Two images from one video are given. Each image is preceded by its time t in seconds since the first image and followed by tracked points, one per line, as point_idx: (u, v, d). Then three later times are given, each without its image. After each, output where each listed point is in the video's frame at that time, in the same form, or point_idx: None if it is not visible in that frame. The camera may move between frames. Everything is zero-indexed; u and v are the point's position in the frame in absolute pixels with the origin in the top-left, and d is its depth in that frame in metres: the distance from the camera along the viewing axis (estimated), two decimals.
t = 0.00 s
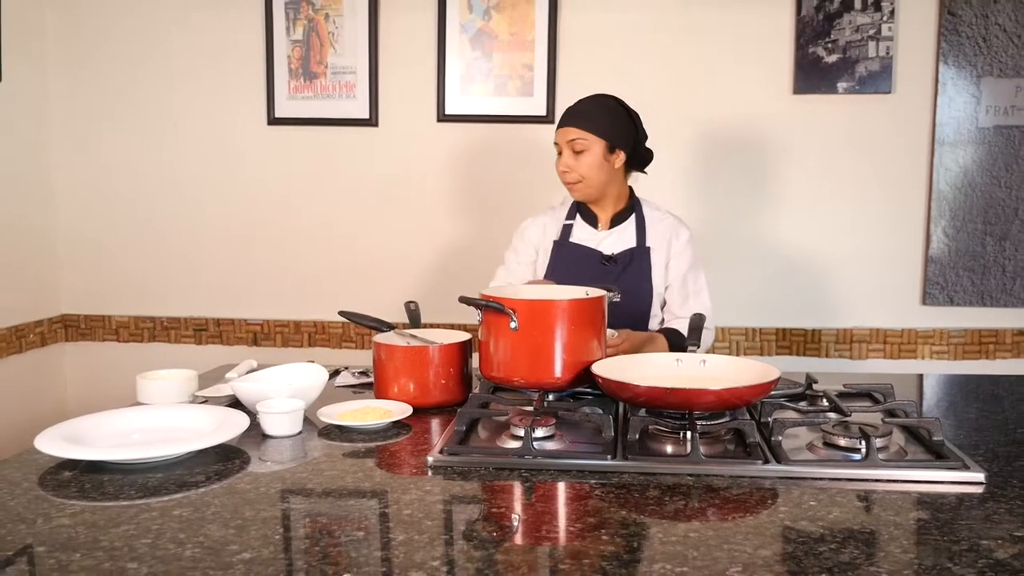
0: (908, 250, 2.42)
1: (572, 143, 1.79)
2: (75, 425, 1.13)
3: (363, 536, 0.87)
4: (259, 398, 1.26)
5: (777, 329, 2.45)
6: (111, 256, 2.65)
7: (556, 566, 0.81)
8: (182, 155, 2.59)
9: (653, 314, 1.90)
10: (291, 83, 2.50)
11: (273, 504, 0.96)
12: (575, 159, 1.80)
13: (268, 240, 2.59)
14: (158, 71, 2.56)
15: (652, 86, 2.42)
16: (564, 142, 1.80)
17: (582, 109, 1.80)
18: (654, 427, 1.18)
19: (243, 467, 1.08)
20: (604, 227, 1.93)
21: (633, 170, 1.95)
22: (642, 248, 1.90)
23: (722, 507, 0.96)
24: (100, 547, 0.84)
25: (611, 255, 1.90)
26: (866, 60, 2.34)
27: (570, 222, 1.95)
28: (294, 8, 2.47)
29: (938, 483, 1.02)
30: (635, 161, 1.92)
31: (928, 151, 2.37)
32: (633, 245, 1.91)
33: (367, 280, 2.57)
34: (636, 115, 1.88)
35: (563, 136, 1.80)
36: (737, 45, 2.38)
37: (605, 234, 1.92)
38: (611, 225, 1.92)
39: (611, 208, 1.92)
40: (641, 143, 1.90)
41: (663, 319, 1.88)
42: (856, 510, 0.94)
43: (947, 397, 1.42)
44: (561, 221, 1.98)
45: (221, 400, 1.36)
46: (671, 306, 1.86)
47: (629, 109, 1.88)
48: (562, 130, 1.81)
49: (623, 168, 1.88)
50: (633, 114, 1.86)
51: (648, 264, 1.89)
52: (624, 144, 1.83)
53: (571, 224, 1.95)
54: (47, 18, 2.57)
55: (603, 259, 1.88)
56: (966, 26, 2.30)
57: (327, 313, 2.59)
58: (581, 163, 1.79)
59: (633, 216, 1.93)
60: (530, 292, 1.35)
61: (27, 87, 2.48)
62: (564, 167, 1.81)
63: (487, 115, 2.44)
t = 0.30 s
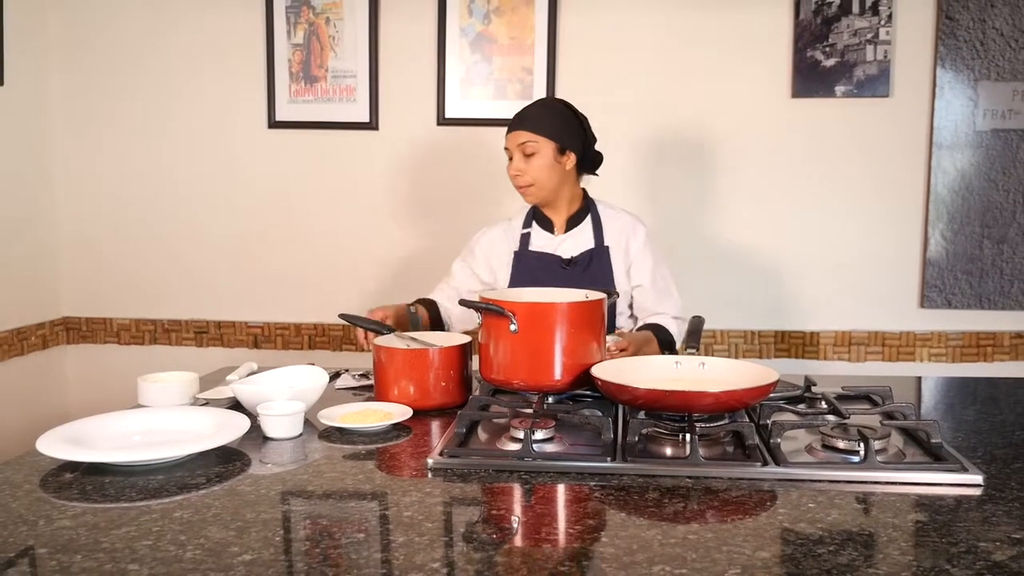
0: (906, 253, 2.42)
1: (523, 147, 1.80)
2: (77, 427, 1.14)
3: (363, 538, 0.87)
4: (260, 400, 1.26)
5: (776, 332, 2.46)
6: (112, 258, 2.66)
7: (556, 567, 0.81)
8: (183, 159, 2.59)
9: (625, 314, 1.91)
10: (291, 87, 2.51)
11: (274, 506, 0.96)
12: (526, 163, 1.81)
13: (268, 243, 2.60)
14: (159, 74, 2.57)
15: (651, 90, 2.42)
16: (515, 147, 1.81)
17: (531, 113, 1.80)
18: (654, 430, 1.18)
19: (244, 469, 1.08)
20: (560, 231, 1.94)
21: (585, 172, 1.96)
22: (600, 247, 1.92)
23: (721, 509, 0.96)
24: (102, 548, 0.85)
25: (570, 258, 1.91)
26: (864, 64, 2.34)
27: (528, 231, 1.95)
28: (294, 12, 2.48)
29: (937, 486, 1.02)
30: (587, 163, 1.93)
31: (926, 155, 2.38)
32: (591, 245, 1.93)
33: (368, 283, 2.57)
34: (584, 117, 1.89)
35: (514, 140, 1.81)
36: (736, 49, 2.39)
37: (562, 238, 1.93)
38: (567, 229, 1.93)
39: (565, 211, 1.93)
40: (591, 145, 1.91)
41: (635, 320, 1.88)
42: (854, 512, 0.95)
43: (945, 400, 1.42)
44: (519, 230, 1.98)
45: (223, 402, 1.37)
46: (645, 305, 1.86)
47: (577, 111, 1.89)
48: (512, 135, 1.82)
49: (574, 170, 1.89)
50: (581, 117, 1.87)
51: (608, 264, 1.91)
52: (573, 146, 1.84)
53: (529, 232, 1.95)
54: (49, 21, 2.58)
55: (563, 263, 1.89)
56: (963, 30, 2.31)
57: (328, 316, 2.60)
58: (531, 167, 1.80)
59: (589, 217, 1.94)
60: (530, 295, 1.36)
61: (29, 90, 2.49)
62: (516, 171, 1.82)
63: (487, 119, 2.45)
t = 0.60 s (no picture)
0: (907, 254, 2.42)
1: (474, 155, 1.73)
2: (78, 429, 1.14)
3: (364, 540, 0.87)
4: (260, 402, 1.26)
5: (777, 333, 2.45)
6: (113, 260, 2.66)
7: (556, 569, 0.81)
8: (184, 160, 2.60)
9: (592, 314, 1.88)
10: (292, 88, 2.51)
11: (274, 507, 0.96)
12: (479, 171, 1.75)
13: (269, 244, 2.60)
14: (160, 76, 2.57)
15: (652, 91, 2.42)
16: (465, 156, 1.74)
17: (478, 120, 1.72)
18: (654, 431, 1.18)
19: (245, 470, 1.09)
20: (514, 234, 1.93)
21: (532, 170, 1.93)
22: (557, 246, 1.91)
23: (722, 510, 0.96)
24: (102, 550, 0.85)
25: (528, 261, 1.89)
26: (865, 65, 2.34)
27: (483, 238, 1.93)
28: (295, 14, 2.48)
29: (938, 487, 1.02)
30: (534, 162, 1.90)
31: (927, 156, 2.38)
32: (547, 245, 1.92)
33: (368, 284, 2.57)
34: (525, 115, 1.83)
35: (463, 148, 1.73)
36: (737, 50, 2.39)
37: (517, 241, 1.91)
38: (521, 230, 1.92)
39: (518, 213, 1.92)
40: (536, 143, 1.87)
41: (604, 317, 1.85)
42: (856, 514, 0.95)
43: (947, 401, 1.42)
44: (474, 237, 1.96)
45: (223, 404, 1.36)
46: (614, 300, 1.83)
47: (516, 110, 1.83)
48: (461, 143, 1.74)
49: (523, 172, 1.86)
50: (525, 120, 1.81)
51: (565, 262, 1.90)
52: (522, 150, 1.80)
53: (484, 239, 1.93)
54: (49, 22, 2.58)
55: (521, 266, 1.87)
56: (964, 31, 2.31)
57: (328, 317, 2.60)
58: (484, 174, 1.75)
59: (542, 215, 1.94)
60: (530, 296, 1.36)
61: (30, 92, 2.49)
62: (469, 180, 1.75)
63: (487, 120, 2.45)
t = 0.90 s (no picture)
0: (907, 254, 2.42)
1: (486, 157, 1.73)
2: (78, 429, 1.14)
3: (364, 540, 0.87)
4: (261, 402, 1.26)
5: (777, 334, 2.45)
6: (113, 260, 2.66)
7: (556, 569, 0.81)
8: (184, 161, 2.60)
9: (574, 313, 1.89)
10: (293, 89, 2.51)
11: (275, 508, 0.96)
12: (492, 172, 1.75)
13: (269, 244, 2.60)
14: (161, 76, 2.57)
15: (652, 92, 2.42)
16: (478, 158, 1.73)
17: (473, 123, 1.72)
18: (654, 432, 1.18)
19: (245, 471, 1.09)
20: (495, 235, 1.89)
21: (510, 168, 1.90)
22: (538, 244, 1.87)
23: (723, 511, 0.96)
24: (103, 550, 0.85)
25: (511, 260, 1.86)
26: (865, 66, 2.34)
27: (461, 239, 1.91)
28: (295, 14, 2.49)
29: (938, 488, 1.02)
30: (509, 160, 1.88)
31: (927, 157, 2.38)
32: (529, 244, 1.88)
33: (368, 284, 2.57)
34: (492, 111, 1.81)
35: (476, 153, 1.72)
36: (737, 51, 2.39)
37: (497, 242, 1.89)
38: (501, 230, 1.89)
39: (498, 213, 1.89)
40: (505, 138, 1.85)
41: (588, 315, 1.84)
42: (856, 514, 0.95)
43: (947, 402, 1.42)
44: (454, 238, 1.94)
45: (223, 404, 1.37)
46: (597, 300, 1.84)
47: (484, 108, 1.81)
48: (472, 147, 1.72)
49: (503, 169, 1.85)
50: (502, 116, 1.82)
51: (548, 260, 1.87)
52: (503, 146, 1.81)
53: (462, 240, 1.91)
54: (50, 23, 2.58)
55: (505, 266, 1.84)
56: (964, 32, 2.31)
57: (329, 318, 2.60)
58: (498, 174, 1.76)
59: (522, 215, 1.90)
60: (530, 296, 1.36)
61: (31, 91, 2.49)
62: (484, 183, 1.74)
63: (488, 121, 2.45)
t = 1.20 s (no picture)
0: (909, 254, 2.41)
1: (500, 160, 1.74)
2: (80, 429, 1.14)
3: (367, 541, 0.87)
4: (264, 403, 1.26)
5: (779, 335, 2.45)
6: (116, 261, 2.66)
7: (558, 570, 0.81)
8: (187, 162, 2.60)
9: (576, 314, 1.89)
10: (295, 90, 2.51)
11: (277, 508, 0.96)
12: (504, 176, 1.76)
13: (272, 245, 2.60)
14: (164, 78, 2.58)
15: (654, 93, 2.42)
16: (492, 160, 1.73)
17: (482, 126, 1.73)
18: (657, 433, 1.18)
19: (247, 471, 1.09)
20: (500, 235, 1.90)
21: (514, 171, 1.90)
22: (544, 244, 1.88)
23: (725, 512, 0.96)
24: (105, 550, 0.85)
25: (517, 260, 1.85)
26: (868, 66, 2.34)
27: (465, 239, 1.91)
28: (298, 15, 2.49)
29: (941, 489, 1.02)
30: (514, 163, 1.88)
31: (929, 157, 2.37)
32: (534, 244, 1.89)
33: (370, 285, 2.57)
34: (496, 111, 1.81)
35: (489, 156, 1.73)
36: (739, 52, 2.39)
37: (502, 242, 1.89)
38: (508, 229, 1.90)
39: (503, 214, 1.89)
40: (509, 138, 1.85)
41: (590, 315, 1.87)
42: (859, 516, 0.95)
43: (950, 403, 1.42)
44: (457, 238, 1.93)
45: (226, 404, 1.37)
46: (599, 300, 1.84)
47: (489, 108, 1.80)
48: (486, 148, 1.73)
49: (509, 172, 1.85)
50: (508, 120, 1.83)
51: (553, 261, 1.87)
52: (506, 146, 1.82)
53: (466, 240, 1.91)
54: (53, 24, 2.59)
55: (509, 266, 1.83)
56: (967, 33, 2.31)
57: (331, 319, 2.60)
58: (510, 177, 1.77)
59: (525, 216, 1.91)
60: (532, 297, 1.36)
61: (34, 92, 2.50)
62: (497, 185, 1.74)
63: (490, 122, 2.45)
